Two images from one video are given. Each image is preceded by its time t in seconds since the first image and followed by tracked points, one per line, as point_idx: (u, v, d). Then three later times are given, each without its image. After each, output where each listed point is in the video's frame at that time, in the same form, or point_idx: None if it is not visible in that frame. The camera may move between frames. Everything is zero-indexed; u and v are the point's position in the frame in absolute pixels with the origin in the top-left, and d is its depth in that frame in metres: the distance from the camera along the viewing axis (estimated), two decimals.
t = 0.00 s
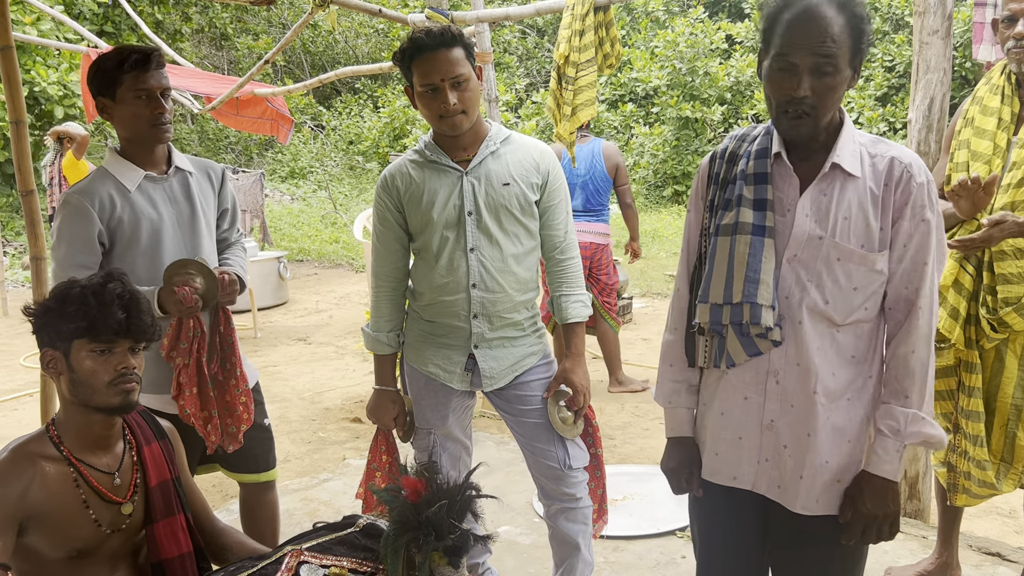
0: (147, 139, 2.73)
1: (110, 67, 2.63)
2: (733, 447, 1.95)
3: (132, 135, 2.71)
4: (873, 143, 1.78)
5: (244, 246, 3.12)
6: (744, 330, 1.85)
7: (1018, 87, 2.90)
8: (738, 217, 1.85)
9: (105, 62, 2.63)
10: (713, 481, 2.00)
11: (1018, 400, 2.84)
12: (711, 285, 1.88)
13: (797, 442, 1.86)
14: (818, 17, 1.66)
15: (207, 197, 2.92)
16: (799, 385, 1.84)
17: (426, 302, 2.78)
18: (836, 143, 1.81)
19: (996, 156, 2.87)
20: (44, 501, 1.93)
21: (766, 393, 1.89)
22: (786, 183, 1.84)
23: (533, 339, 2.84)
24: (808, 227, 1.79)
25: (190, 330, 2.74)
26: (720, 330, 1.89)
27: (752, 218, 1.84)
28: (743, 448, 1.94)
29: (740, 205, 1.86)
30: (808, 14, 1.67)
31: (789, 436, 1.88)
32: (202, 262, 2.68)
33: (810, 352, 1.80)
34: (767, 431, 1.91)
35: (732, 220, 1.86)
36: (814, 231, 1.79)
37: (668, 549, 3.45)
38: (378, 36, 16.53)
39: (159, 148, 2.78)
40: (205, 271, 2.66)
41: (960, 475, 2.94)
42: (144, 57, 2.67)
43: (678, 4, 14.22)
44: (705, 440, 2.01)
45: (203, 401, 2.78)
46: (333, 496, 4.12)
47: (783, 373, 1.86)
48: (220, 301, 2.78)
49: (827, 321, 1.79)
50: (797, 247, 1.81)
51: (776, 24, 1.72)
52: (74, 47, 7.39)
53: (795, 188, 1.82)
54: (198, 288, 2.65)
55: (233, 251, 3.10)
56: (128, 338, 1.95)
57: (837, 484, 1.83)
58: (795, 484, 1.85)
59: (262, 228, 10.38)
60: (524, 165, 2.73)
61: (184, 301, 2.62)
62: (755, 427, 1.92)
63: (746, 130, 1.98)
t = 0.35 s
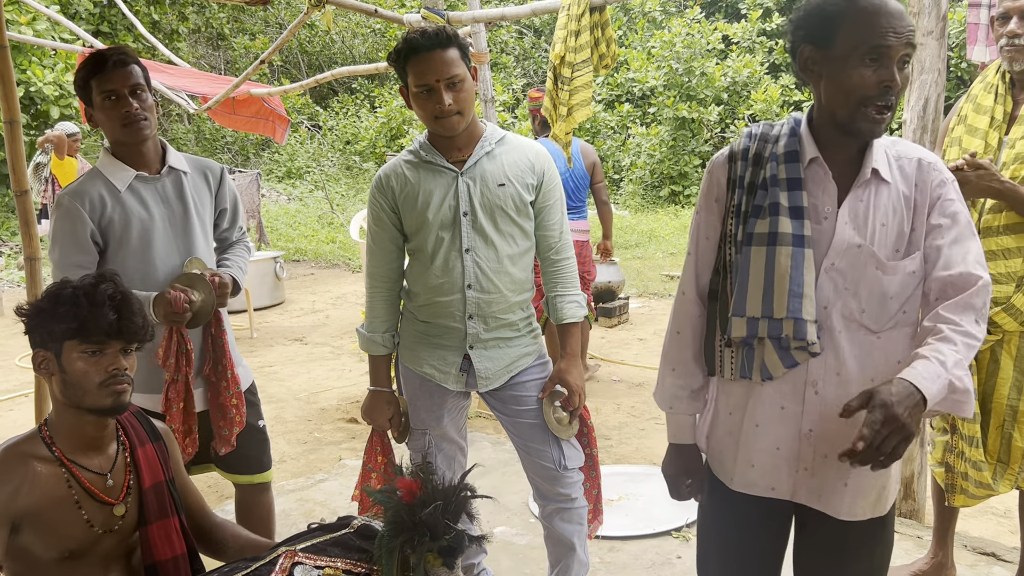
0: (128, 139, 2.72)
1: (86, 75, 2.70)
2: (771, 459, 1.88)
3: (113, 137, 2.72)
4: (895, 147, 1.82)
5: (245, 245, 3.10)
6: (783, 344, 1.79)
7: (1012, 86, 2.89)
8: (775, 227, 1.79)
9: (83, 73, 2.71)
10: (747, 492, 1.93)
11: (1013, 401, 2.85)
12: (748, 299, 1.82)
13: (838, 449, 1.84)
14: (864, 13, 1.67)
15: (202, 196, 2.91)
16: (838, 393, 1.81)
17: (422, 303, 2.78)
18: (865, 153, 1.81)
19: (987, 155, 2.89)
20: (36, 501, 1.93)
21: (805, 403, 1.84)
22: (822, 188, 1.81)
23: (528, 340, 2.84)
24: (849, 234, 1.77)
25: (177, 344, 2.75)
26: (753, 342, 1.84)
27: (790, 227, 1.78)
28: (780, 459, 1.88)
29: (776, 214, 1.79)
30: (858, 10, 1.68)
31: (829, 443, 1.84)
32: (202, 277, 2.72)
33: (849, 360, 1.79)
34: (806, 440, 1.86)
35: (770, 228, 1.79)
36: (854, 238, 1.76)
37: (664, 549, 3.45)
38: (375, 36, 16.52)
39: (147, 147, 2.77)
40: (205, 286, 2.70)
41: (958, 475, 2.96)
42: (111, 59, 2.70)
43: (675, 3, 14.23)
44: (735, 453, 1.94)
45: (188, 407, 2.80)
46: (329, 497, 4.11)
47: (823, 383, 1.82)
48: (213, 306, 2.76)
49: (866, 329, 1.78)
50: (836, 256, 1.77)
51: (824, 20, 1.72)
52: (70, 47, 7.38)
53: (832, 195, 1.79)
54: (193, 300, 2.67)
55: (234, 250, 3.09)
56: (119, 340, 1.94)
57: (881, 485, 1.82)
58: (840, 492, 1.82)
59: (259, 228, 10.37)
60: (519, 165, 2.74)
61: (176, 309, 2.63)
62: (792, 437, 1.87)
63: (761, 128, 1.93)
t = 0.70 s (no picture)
0: (125, 141, 2.70)
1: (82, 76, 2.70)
2: (760, 459, 1.91)
3: (111, 139, 2.72)
4: (907, 156, 1.82)
5: (238, 248, 3.10)
6: (778, 346, 1.80)
7: (1004, 88, 2.92)
8: (777, 230, 1.77)
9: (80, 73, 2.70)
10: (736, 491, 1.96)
11: (1002, 402, 2.85)
12: (745, 301, 1.80)
13: (830, 451, 1.86)
14: (852, 12, 1.70)
15: (197, 198, 2.90)
16: (834, 396, 1.83)
17: (415, 303, 2.77)
18: (873, 160, 1.81)
19: (979, 157, 2.88)
20: (29, 504, 1.92)
21: (798, 404, 1.86)
22: (825, 193, 1.80)
23: (522, 340, 2.84)
24: (850, 242, 1.76)
25: (168, 340, 2.71)
26: (749, 344, 1.84)
27: (793, 231, 1.77)
28: (770, 458, 1.90)
29: (778, 217, 1.78)
30: (847, 10, 1.70)
31: (820, 445, 1.86)
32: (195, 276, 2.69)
33: (846, 365, 1.80)
34: (796, 442, 1.87)
35: (772, 231, 1.78)
36: (854, 247, 1.76)
37: (657, 550, 3.44)
38: (369, 36, 16.51)
39: (144, 147, 2.76)
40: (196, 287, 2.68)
41: (947, 476, 2.98)
42: (106, 59, 2.68)
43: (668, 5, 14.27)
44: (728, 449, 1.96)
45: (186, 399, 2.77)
46: (322, 498, 4.10)
47: (817, 386, 1.83)
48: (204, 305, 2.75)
49: (864, 336, 1.79)
50: (835, 262, 1.77)
51: (822, 21, 1.71)
52: (62, 47, 7.35)
53: (834, 201, 1.79)
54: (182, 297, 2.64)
55: (228, 253, 3.08)
56: (110, 339, 1.94)
57: (874, 491, 1.83)
58: (829, 489, 1.85)
59: (252, 229, 10.35)
60: (512, 165, 2.73)
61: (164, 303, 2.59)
62: (781, 438, 1.88)
63: (767, 129, 1.90)
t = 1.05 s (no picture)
0: (119, 141, 2.69)
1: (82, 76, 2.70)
2: (743, 455, 1.92)
3: (104, 139, 2.71)
4: (912, 164, 1.79)
5: (226, 250, 3.08)
6: (763, 346, 1.83)
7: (999, 89, 2.93)
8: (768, 231, 1.81)
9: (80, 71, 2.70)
10: (720, 484, 1.98)
11: (1003, 403, 2.87)
12: (734, 298, 1.84)
13: (812, 453, 1.87)
14: (854, 17, 1.69)
15: (187, 199, 2.89)
16: (819, 399, 1.84)
17: (408, 303, 2.77)
18: (875, 167, 1.80)
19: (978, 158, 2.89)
20: (15, 505, 1.91)
21: (782, 405, 1.87)
22: (821, 197, 1.81)
23: (514, 341, 2.83)
24: (841, 249, 1.77)
25: (166, 331, 2.70)
26: (737, 341, 1.87)
27: (784, 233, 1.80)
28: (751, 456, 1.91)
29: (771, 218, 1.81)
30: (850, 15, 1.69)
31: (801, 448, 1.87)
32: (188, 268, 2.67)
33: (832, 370, 1.80)
34: (778, 443, 1.89)
35: (764, 232, 1.82)
36: (846, 254, 1.76)
37: (650, 550, 3.44)
38: (362, 36, 16.49)
39: (137, 147, 2.75)
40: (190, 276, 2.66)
41: (946, 477, 2.99)
42: (105, 58, 2.68)
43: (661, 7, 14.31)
44: (714, 443, 1.99)
45: (178, 404, 2.75)
46: (314, 499, 4.09)
47: (802, 389, 1.84)
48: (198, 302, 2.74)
49: (852, 343, 1.79)
50: (825, 267, 1.78)
51: (825, 26, 1.71)
52: (53, 46, 7.30)
53: (830, 207, 1.80)
54: (178, 288, 2.61)
55: (215, 255, 3.06)
56: (97, 342, 1.92)
57: (855, 499, 1.82)
58: (808, 493, 1.86)
59: (244, 229, 10.31)
60: (506, 166, 2.73)
61: (162, 295, 2.56)
62: (765, 437, 1.90)
63: (774, 129, 1.96)
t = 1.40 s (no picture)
0: (116, 140, 2.68)
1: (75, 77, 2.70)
2: (731, 455, 1.94)
3: (101, 138, 2.70)
4: (908, 170, 1.78)
5: (222, 250, 3.08)
6: (750, 348, 1.85)
7: (988, 93, 2.95)
8: (756, 234, 1.84)
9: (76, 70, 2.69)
10: (709, 481, 2.01)
11: (989, 403, 2.89)
12: (721, 299, 1.87)
13: (799, 457, 1.87)
14: (844, 22, 1.70)
15: (183, 200, 2.89)
16: (807, 403, 1.85)
17: (403, 304, 2.77)
18: (868, 172, 1.80)
19: (966, 160, 2.92)
20: (9, 506, 1.90)
21: (770, 408, 1.88)
22: (811, 202, 1.82)
23: (509, 342, 2.84)
24: (829, 253, 1.77)
25: (160, 328, 2.71)
26: (728, 341, 1.89)
27: (772, 236, 1.83)
28: (740, 457, 1.93)
29: (760, 222, 1.84)
30: (840, 20, 1.70)
31: (789, 451, 1.88)
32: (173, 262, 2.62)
33: (818, 375, 1.81)
34: (766, 445, 1.89)
35: (752, 235, 1.85)
36: (834, 258, 1.77)
37: (643, 551, 3.46)
38: (356, 37, 16.48)
39: (133, 147, 2.75)
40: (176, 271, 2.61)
41: (932, 477, 3.01)
42: (101, 59, 2.68)
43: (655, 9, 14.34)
44: (704, 441, 2.01)
45: (170, 400, 2.75)
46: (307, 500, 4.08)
47: (789, 392, 1.85)
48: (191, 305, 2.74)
49: (840, 349, 1.79)
50: (813, 271, 1.79)
51: (816, 31, 1.72)
52: (46, 46, 7.28)
53: (820, 212, 1.81)
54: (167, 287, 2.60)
55: (211, 255, 3.07)
56: (111, 347, 1.93)
57: (842, 504, 1.83)
58: (795, 495, 1.87)
59: (238, 230, 10.30)
60: (500, 167, 2.74)
61: (153, 300, 2.57)
62: (753, 439, 1.91)
63: (772, 132, 1.98)
